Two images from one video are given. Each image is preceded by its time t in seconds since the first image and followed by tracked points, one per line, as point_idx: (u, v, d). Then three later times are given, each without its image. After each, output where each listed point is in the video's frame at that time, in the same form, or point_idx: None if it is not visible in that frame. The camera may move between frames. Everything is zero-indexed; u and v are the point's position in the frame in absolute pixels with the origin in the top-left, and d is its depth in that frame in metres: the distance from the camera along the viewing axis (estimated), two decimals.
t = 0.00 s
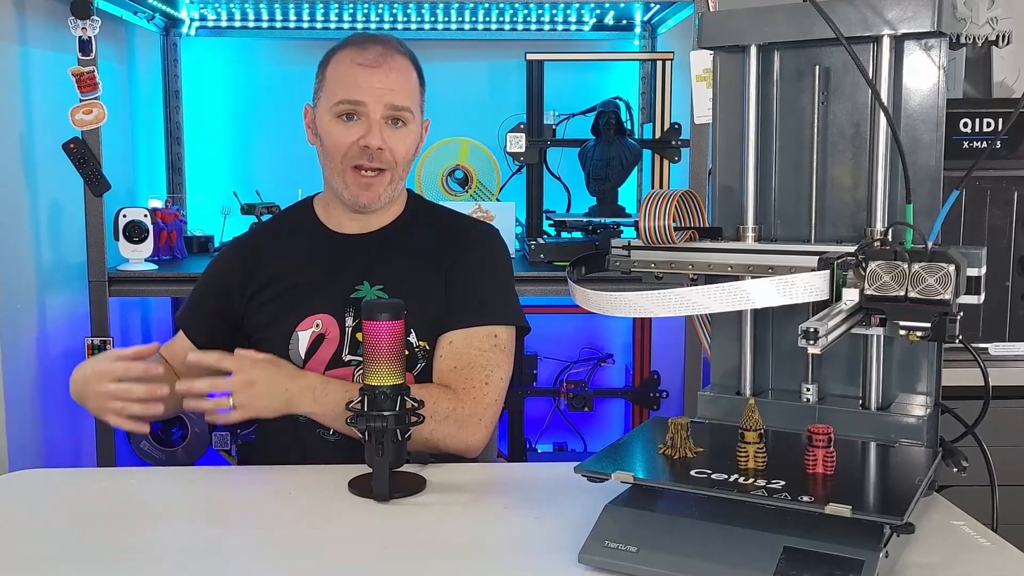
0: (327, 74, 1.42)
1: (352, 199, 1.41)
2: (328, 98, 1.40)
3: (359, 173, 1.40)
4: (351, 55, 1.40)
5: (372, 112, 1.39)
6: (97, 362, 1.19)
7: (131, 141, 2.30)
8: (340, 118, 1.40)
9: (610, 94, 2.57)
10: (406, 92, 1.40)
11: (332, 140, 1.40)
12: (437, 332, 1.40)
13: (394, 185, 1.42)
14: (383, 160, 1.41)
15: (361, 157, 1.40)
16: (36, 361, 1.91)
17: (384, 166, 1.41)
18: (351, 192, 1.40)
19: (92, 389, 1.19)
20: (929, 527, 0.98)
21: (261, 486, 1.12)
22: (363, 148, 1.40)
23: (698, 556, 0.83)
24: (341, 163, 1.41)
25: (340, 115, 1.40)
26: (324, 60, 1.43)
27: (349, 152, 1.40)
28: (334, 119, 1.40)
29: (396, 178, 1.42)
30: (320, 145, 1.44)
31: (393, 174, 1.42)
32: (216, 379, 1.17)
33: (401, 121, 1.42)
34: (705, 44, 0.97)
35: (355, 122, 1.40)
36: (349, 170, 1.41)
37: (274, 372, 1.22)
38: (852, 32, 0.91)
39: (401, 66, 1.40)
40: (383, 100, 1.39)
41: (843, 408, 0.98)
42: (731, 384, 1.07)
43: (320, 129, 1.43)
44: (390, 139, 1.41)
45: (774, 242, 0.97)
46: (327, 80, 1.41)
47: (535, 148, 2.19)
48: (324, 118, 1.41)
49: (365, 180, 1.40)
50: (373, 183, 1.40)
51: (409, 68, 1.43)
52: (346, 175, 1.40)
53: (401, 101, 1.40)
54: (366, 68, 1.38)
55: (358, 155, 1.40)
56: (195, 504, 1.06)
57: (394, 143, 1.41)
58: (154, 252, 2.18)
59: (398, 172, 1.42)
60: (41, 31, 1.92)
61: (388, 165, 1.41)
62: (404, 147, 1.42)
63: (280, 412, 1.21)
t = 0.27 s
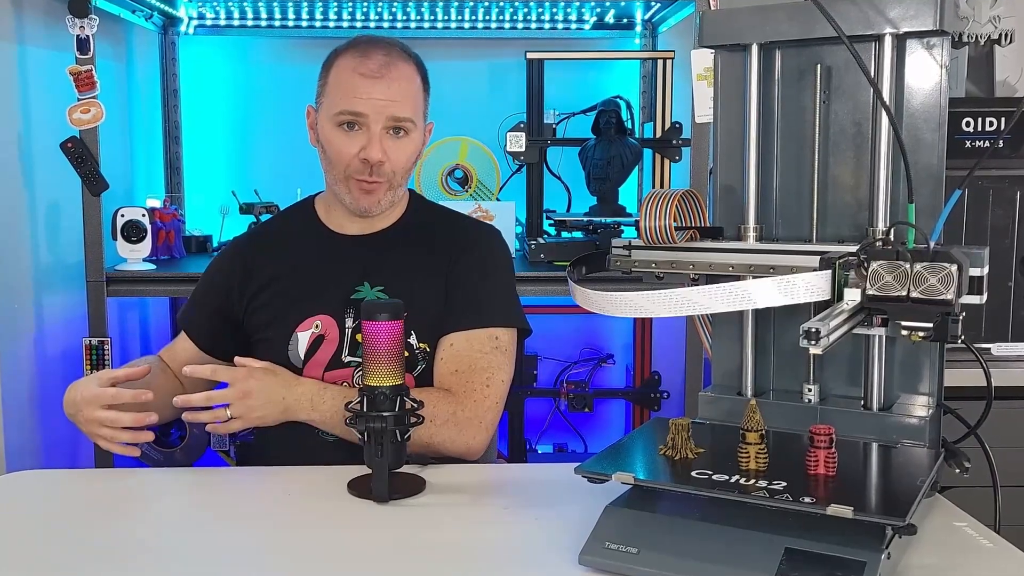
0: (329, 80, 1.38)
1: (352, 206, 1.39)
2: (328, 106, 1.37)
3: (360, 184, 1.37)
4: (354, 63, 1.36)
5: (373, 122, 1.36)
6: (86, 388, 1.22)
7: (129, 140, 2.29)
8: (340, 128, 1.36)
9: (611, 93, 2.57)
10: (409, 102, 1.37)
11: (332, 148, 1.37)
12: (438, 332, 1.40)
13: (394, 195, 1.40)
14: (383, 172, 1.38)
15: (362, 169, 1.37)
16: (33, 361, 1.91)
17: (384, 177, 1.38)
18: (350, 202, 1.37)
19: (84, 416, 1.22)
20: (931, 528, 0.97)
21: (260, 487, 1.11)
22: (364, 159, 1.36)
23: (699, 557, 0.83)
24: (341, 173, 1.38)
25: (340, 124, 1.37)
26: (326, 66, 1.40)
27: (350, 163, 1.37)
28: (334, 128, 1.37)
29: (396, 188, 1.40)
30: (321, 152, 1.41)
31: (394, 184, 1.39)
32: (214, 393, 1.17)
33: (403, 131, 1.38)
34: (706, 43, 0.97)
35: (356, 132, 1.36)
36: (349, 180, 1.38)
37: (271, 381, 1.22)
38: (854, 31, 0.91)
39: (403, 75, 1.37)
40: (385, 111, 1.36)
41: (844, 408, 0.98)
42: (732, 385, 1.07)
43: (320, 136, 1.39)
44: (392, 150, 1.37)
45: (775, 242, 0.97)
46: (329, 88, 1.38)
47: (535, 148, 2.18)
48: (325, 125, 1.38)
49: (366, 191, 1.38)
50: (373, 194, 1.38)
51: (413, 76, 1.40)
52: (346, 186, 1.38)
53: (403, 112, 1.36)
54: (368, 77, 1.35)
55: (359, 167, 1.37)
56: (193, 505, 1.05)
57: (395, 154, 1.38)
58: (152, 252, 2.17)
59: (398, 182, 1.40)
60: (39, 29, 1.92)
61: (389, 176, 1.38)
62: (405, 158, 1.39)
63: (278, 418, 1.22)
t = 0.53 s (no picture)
0: (334, 77, 1.37)
1: (356, 204, 1.39)
2: (333, 103, 1.36)
3: (364, 181, 1.37)
4: (359, 59, 1.35)
5: (379, 120, 1.35)
6: (87, 381, 1.23)
7: (127, 139, 2.29)
8: (345, 125, 1.36)
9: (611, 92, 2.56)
10: (414, 100, 1.36)
11: (336, 146, 1.37)
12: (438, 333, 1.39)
13: (399, 192, 1.39)
14: (388, 169, 1.37)
15: (367, 166, 1.36)
16: (31, 361, 1.90)
17: (390, 174, 1.37)
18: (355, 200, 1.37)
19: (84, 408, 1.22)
20: (934, 529, 0.97)
21: (258, 488, 1.11)
22: (369, 157, 1.36)
23: (699, 559, 0.82)
24: (345, 170, 1.37)
25: (345, 122, 1.36)
26: (331, 63, 1.38)
27: (354, 160, 1.36)
28: (339, 126, 1.36)
29: (401, 185, 1.39)
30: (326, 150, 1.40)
31: (399, 181, 1.39)
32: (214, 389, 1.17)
33: (409, 129, 1.37)
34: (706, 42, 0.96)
35: (361, 129, 1.36)
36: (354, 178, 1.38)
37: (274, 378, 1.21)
38: (855, 29, 0.90)
39: (408, 73, 1.36)
40: (390, 108, 1.35)
41: (847, 409, 0.97)
42: (733, 385, 1.06)
43: (325, 133, 1.39)
44: (397, 148, 1.37)
45: (777, 242, 0.96)
46: (334, 85, 1.37)
47: (535, 147, 2.18)
48: (329, 123, 1.37)
49: (370, 189, 1.37)
50: (378, 191, 1.37)
51: (418, 74, 1.38)
52: (351, 183, 1.37)
53: (408, 109, 1.35)
54: (373, 75, 1.34)
55: (363, 164, 1.36)
56: (191, 505, 1.05)
57: (400, 152, 1.37)
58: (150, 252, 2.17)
59: (403, 179, 1.39)
60: (37, 28, 1.91)
61: (394, 173, 1.38)
62: (410, 156, 1.38)
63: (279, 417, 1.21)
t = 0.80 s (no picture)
0: (336, 68, 1.38)
1: (359, 196, 1.38)
2: (336, 92, 1.37)
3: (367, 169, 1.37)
4: (361, 48, 1.36)
5: (382, 106, 1.36)
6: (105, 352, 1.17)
7: (125, 139, 2.29)
8: (348, 113, 1.36)
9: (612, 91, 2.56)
10: (416, 87, 1.37)
11: (339, 134, 1.37)
12: (439, 333, 1.39)
13: (403, 181, 1.39)
14: (392, 157, 1.37)
15: (370, 153, 1.36)
16: (28, 361, 1.90)
17: (393, 162, 1.38)
18: (358, 188, 1.37)
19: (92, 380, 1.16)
20: (935, 530, 0.96)
21: (257, 489, 1.10)
22: (372, 144, 1.36)
23: (700, 560, 0.82)
24: (348, 159, 1.38)
25: (348, 110, 1.37)
26: (332, 56, 1.40)
27: (357, 148, 1.37)
28: (342, 114, 1.37)
29: (404, 173, 1.39)
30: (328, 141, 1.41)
31: (403, 171, 1.39)
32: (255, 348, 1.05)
33: (411, 116, 1.38)
34: (706, 40, 0.96)
35: (364, 117, 1.36)
36: (357, 166, 1.38)
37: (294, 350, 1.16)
38: (857, 28, 0.89)
39: (410, 61, 1.37)
40: (393, 95, 1.36)
41: (849, 410, 0.97)
42: (734, 386, 1.06)
43: (327, 123, 1.39)
44: (400, 135, 1.37)
45: (778, 241, 0.96)
46: (336, 75, 1.38)
47: (534, 146, 2.17)
48: (332, 112, 1.38)
49: (373, 178, 1.38)
50: (381, 179, 1.38)
51: (420, 64, 1.40)
52: (354, 171, 1.38)
53: (411, 96, 1.36)
54: (375, 62, 1.35)
55: (366, 152, 1.36)
56: (189, 506, 1.04)
57: (403, 139, 1.37)
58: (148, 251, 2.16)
59: (406, 168, 1.39)
60: (34, 27, 1.91)
61: (397, 161, 1.38)
62: (413, 144, 1.39)
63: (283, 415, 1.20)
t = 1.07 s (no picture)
0: (332, 65, 1.40)
1: (361, 187, 1.37)
2: (333, 88, 1.38)
3: (367, 162, 1.37)
4: (356, 44, 1.38)
5: (379, 98, 1.37)
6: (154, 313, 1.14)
7: (123, 139, 2.29)
8: (345, 107, 1.37)
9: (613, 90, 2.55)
10: (413, 79, 1.38)
11: (337, 129, 1.37)
12: (440, 333, 1.38)
13: (404, 173, 1.38)
14: (391, 148, 1.37)
15: (370, 145, 1.36)
16: (25, 362, 1.89)
17: (394, 153, 1.37)
18: (360, 178, 1.36)
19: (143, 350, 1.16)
20: (938, 531, 0.96)
21: (255, 490, 1.10)
22: (371, 135, 1.36)
23: (702, 562, 0.81)
24: (347, 151, 1.37)
25: (346, 104, 1.37)
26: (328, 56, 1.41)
27: (356, 140, 1.36)
28: (339, 109, 1.38)
29: (404, 165, 1.39)
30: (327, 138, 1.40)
31: (404, 163, 1.39)
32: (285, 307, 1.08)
33: (409, 108, 1.39)
34: (708, 39, 0.95)
35: (362, 110, 1.37)
36: (357, 159, 1.37)
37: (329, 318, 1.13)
38: (858, 27, 0.89)
39: (406, 53, 1.38)
40: (389, 87, 1.37)
41: (851, 410, 0.96)
42: (735, 386, 1.05)
43: (326, 120, 1.40)
44: (398, 127, 1.37)
45: (779, 241, 0.95)
46: (332, 71, 1.39)
47: (535, 146, 2.16)
48: (330, 108, 1.38)
49: (373, 169, 1.37)
50: (381, 171, 1.37)
51: (416, 58, 1.41)
52: (355, 164, 1.37)
53: (407, 87, 1.37)
54: (370, 55, 1.36)
55: (365, 144, 1.36)
56: (187, 507, 1.04)
57: (401, 130, 1.37)
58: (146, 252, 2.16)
59: (407, 160, 1.39)
60: (31, 26, 1.90)
61: (398, 152, 1.37)
62: (412, 136, 1.39)
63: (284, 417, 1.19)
